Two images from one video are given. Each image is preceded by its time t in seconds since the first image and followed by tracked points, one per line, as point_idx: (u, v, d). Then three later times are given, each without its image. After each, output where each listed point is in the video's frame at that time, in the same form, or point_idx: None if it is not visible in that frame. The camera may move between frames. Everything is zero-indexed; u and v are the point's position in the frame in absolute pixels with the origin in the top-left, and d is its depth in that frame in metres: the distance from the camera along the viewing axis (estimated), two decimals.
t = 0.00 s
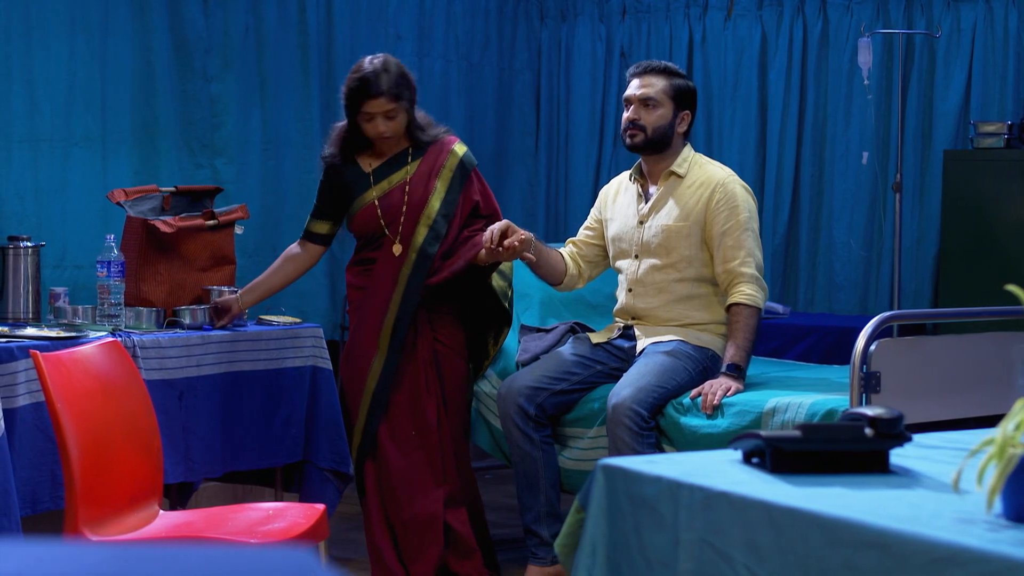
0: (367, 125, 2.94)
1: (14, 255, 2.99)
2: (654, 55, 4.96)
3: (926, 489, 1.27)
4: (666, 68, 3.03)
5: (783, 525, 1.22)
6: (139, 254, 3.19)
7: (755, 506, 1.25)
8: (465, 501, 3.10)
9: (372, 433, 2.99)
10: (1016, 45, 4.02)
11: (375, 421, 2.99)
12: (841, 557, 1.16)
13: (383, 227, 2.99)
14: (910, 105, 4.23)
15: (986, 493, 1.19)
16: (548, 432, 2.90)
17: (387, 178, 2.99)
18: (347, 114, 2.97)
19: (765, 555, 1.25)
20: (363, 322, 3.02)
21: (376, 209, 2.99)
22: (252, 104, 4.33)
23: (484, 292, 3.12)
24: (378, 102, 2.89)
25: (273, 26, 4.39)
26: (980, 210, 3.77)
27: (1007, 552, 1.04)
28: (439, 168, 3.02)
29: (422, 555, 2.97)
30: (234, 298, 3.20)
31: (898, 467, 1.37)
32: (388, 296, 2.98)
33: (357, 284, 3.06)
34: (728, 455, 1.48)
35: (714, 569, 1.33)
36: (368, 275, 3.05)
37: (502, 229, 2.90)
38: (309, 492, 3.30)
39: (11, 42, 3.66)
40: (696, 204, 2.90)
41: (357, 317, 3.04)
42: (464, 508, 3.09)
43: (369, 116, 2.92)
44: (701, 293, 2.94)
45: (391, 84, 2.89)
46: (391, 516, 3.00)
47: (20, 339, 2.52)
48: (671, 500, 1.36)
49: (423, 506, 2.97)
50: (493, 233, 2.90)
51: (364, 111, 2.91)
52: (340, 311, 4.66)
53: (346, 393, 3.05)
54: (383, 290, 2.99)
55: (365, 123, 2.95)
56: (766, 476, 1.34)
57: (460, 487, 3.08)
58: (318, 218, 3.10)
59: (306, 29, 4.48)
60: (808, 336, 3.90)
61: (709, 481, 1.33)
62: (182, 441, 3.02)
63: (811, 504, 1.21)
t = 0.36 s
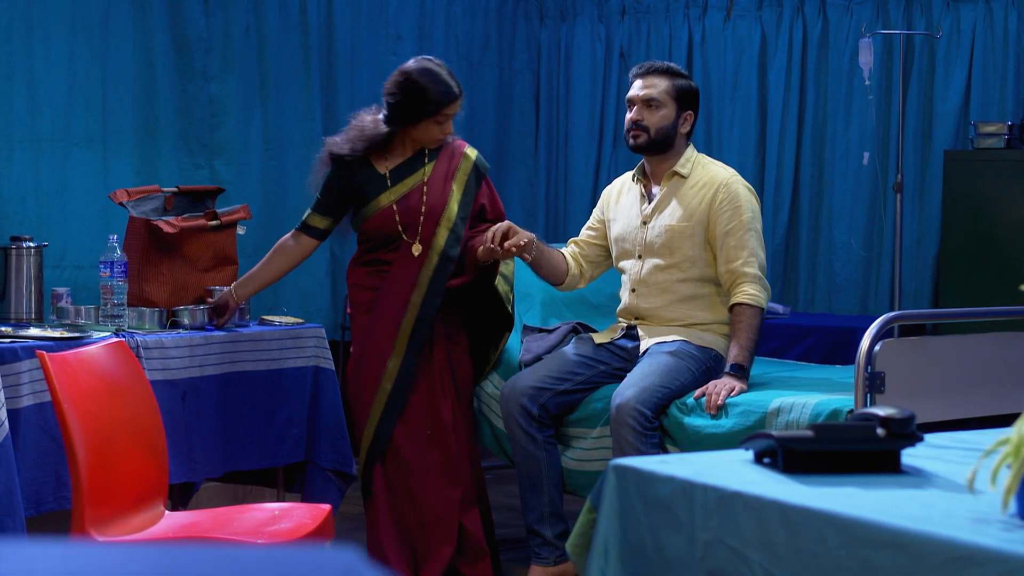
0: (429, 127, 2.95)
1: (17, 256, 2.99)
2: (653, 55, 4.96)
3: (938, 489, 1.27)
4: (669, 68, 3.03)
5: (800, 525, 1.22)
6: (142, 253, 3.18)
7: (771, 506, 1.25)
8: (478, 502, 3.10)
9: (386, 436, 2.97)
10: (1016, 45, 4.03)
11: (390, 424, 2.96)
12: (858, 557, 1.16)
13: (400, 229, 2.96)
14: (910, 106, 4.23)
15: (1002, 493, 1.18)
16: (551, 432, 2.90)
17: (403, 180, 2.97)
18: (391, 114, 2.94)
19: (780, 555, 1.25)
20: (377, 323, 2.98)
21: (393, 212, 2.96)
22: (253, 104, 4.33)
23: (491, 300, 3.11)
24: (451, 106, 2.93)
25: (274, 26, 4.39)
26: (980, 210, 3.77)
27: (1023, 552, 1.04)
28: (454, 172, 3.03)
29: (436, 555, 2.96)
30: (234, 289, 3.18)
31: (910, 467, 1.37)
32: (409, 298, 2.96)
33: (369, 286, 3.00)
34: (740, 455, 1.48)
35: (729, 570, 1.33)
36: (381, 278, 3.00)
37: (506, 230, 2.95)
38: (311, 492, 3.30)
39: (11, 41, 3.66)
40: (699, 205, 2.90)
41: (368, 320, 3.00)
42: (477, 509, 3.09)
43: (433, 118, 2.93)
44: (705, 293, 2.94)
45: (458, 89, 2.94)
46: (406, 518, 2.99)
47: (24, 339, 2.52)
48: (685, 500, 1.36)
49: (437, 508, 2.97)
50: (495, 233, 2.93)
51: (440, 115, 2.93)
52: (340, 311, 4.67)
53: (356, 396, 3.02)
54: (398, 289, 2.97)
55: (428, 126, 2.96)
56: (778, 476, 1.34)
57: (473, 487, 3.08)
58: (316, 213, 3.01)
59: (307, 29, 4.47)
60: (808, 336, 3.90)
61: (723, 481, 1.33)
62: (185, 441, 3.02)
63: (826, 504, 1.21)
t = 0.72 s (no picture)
0: (462, 132, 2.92)
1: (14, 256, 2.98)
2: (647, 55, 4.96)
3: (944, 488, 1.27)
4: (666, 68, 3.04)
5: (808, 524, 1.22)
6: (138, 254, 3.18)
7: (780, 506, 1.25)
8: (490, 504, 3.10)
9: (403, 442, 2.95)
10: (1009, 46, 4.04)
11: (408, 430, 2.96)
12: (867, 556, 1.16)
13: (429, 233, 2.96)
14: (904, 106, 4.24)
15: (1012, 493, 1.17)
16: (548, 433, 2.90)
17: (433, 185, 2.96)
18: (428, 116, 2.91)
19: (789, 554, 1.25)
20: (399, 329, 2.96)
21: (424, 216, 2.95)
22: (247, 104, 4.32)
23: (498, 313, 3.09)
24: (488, 114, 2.90)
25: (269, 26, 4.38)
26: (973, 210, 3.78)
27: None
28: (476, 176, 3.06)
29: (446, 559, 2.96)
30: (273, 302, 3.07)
31: (915, 467, 1.38)
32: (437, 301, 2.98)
33: (389, 286, 2.97)
34: (745, 455, 1.48)
35: (738, 569, 1.33)
36: (403, 279, 2.98)
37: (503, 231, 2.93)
38: (307, 492, 3.31)
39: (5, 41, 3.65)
40: (697, 205, 2.91)
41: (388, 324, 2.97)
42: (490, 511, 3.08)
43: (467, 123, 2.90)
44: (702, 293, 2.95)
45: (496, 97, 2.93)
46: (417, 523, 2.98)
47: (22, 340, 2.52)
48: (692, 500, 1.36)
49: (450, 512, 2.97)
50: (492, 233, 2.92)
51: (479, 120, 2.89)
52: (335, 311, 4.67)
53: (370, 402, 2.98)
54: (423, 293, 2.97)
55: (467, 130, 2.93)
56: (785, 476, 1.35)
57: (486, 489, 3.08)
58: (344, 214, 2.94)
59: (302, 29, 4.46)
60: (802, 336, 3.91)
61: (730, 481, 1.33)
62: (183, 441, 3.02)
63: (834, 503, 1.22)
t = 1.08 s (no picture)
0: (496, 142, 2.97)
1: (5, 256, 2.97)
2: (636, 55, 4.97)
3: (944, 487, 1.28)
4: (658, 68, 3.04)
5: (811, 523, 1.23)
6: (131, 254, 3.16)
7: (782, 505, 1.25)
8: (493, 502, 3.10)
9: (414, 458, 2.96)
10: (997, 47, 4.06)
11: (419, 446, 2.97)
12: (871, 555, 1.17)
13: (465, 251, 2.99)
14: (892, 106, 4.26)
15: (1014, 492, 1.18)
16: (540, 434, 2.90)
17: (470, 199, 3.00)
18: (467, 133, 2.93)
19: (792, 553, 1.26)
20: (413, 348, 2.97)
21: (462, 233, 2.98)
22: (236, 104, 4.32)
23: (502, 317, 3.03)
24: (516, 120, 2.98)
25: (257, 26, 4.37)
26: (962, 210, 3.80)
27: None
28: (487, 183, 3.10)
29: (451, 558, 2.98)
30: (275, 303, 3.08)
31: (915, 466, 1.38)
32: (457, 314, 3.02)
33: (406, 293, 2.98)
34: (744, 454, 1.48)
35: (740, 569, 1.34)
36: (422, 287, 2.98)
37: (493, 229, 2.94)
38: (300, 492, 3.32)
39: None
40: (689, 204, 2.91)
41: (401, 342, 2.98)
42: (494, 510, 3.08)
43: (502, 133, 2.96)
44: (695, 293, 2.95)
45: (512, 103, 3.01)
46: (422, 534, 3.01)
47: (14, 340, 2.51)
48: (694, 499, 1.36)
49: (455, 524, 2.99)
50: (483, 229, 2.92)
51: (501, 129, 2.93)
52: (325, 311, 4.67)
53: (381, 419, 2.99)
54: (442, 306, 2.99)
55: (488, 140, 2.96)
56: (786, 475, 1.35)
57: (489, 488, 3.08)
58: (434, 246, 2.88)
59: (290, 29, 4.46)
60: (791, 336, 3.92)
61: (732, 480, 1.34)
62: (176, 442, 3.01)
63: (837, 502, 1.22)
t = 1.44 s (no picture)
0: (484, 139, 2.95)
1: None
2: (622, 55, 4.98)
3: (944, 485, 1.29)
4: (651, 69, 3.05)
5: (813, 522, 1.23)
6: (121, 254, 3.16)
7: (784, 503, 1.26)
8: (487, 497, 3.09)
9: (409, 459, 2.96)
10: (983, 48, 4.09)
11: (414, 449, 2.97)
12: (873, 553, 1.17)
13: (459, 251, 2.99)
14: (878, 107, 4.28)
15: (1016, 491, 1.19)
16: (532, 434, 2.90)
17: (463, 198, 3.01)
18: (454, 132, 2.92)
19: (795, 552, 1.26)
20: (408, 350, 2.98)
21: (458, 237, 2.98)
22: (224, 104, 4.31)
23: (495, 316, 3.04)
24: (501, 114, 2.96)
25: (244, 25, 4.36)
26: (950, 210, 3.82)
27: None
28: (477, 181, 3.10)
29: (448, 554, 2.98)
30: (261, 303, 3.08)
31: (914, 464, 1.39)
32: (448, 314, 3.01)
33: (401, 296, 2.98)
34: (743, 454, 1.49)
35: (742, 568, 1.34)
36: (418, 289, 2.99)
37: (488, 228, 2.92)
38: (289, 493, 3.31)
39: None
40: (681, 203, 2.92)
41: (395, 345, 2.99)
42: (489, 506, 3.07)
43: (489, 129, 2.94)
44: (686, 292, 2.96)
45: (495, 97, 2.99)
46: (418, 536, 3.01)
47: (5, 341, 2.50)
48: (695, 499, 1.37)
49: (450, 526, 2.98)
50: (476, 228, 2.91)
51: (484, 123, 2.92)
52: (312, 312, 4.66)
53: (376, 421, 2.99)
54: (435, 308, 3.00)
55: (474, 137, 2.94)
56: (786, 475, 1.36)
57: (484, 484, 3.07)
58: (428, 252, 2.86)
59: (277, 28, 4.45)
60: (779, 336, 3.94)
61: (732, 480, 1.34)
62: (168, 442, 3.00)
63: (840, 501, 1.23)
